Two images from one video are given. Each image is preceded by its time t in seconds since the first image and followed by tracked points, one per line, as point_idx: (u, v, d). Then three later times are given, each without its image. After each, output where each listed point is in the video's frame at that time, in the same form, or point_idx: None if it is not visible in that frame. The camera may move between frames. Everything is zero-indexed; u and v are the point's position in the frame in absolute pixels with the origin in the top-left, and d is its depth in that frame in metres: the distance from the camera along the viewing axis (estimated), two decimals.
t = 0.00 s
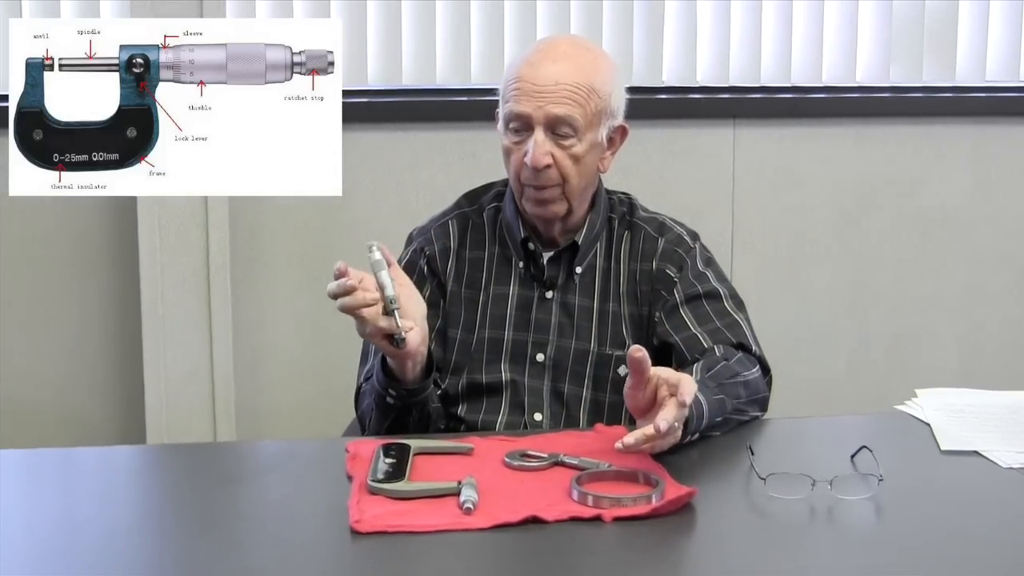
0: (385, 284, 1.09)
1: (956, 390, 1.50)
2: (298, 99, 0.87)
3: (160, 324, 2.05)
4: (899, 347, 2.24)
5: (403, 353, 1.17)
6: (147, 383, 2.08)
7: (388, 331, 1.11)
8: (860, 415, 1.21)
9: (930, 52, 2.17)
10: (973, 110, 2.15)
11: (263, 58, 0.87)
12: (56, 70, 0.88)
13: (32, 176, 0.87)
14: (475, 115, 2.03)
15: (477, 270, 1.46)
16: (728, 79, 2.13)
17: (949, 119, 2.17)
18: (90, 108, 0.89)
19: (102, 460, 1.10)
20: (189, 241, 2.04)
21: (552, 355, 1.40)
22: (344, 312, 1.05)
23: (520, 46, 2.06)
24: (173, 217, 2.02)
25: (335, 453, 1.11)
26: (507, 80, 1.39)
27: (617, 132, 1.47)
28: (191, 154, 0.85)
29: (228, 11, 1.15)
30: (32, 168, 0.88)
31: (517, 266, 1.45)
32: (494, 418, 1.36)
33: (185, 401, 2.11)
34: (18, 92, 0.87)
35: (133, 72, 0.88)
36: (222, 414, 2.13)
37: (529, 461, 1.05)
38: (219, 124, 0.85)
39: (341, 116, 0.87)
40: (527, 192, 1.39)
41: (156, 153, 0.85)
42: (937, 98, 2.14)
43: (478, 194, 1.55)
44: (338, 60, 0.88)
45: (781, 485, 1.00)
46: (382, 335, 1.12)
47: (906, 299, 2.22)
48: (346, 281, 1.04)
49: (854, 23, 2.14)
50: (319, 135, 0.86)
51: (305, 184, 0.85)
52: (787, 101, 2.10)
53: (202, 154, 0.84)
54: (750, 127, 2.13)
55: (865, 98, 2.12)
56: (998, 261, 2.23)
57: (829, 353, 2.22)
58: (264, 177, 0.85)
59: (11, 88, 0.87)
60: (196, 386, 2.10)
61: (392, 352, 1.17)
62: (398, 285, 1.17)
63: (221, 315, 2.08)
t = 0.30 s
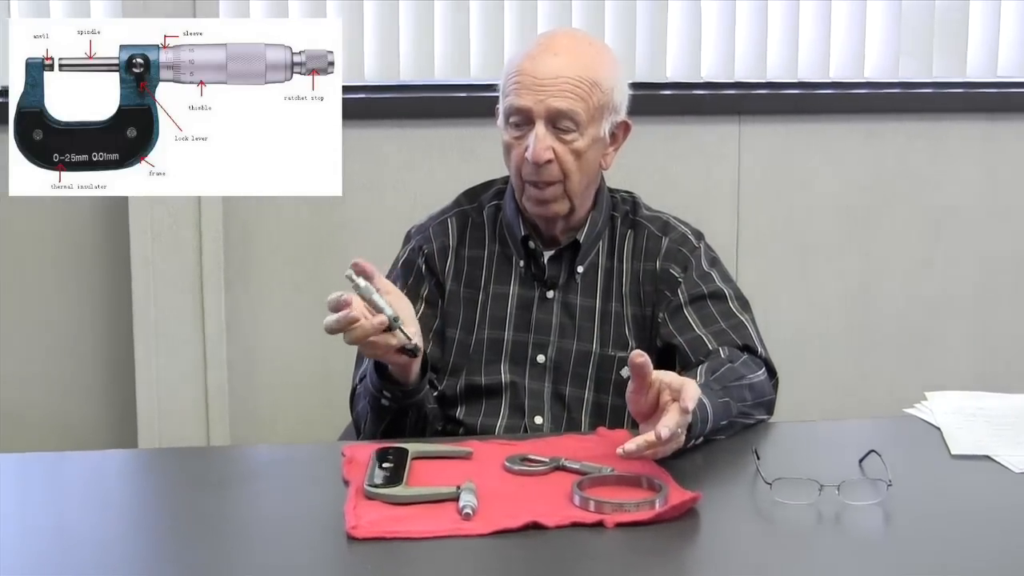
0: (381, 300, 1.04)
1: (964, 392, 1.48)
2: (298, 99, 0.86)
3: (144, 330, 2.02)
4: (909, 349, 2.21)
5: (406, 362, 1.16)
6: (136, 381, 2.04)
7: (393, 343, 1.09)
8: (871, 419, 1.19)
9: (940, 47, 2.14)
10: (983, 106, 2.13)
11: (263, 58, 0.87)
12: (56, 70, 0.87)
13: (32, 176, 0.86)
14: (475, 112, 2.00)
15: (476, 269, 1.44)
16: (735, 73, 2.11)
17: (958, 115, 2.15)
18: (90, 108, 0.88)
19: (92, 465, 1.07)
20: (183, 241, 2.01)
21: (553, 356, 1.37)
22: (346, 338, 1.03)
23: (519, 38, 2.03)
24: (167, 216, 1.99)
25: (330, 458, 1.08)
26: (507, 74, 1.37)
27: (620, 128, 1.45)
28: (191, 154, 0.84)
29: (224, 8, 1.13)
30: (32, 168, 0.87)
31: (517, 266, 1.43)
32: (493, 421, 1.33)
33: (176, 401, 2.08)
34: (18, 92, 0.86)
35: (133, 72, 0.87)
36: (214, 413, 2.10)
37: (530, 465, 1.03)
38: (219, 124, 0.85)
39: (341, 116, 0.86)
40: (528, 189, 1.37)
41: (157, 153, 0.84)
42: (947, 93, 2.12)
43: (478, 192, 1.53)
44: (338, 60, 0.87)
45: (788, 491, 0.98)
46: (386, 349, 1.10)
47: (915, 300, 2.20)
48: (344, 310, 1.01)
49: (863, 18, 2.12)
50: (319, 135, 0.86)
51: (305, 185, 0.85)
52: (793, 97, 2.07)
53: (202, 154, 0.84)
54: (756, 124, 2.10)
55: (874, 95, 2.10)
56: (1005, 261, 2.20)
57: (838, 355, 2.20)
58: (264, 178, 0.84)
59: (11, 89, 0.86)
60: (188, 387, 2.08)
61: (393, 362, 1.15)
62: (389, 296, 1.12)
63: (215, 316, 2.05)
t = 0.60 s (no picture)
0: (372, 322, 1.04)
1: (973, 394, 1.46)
2: (298, 99, 0.85)
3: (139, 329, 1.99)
4: (919, 351, 2.19)
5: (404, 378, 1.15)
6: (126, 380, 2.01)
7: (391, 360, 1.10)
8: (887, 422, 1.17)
9: (949, 42, 2.12)
10: (995, 100, 2.10)
11: (263, 57, 0.85)
12: (56, 70, 0.86)
13: (32, 176, 0.86)
14: (475, 108, 1.98)
15: (476, 269, 1.41)
16: (741, 68, 2.07)
17: (970, 110, 2.12)
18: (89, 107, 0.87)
19: (83, 470, 1.05)
20: (176, 239, 1.98)
21: (554, 358, 1.35)
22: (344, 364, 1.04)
23: (520, 32, 2.00)
24: (159, 217, 1.96)
25: (326, 462, 1.06)
26: (508, 69, 1.34)
27: (624, 122, 1.43)
28: (191, 154, 0.83)
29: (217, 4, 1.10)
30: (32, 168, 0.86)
31: (518, 265, 1.41)
32: (493, 424, 1.31)
33: (170, 402, 2.05)
34: (18, 92, 0.85)
35: (133, 72, 0.86)
36: (208, 415, 2.07)
37: (531, 470, 1.00)
38: (218, 124, 0.83)
39: (341, 117, 0.85)
40: (531, 185, 1.35)
41: (156, 153, 0.83)
42: (959, 88, 2.09)
43: (478, 189, 1.50)
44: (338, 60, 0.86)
45: (796, 495, 0.95)
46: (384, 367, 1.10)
47: (923, 301, 2.17)
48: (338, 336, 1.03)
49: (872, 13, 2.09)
50: (320, 136, 0.85)
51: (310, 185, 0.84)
52: (800, 92, 2.05)
53: (202, 155, 0.82)
54: (762, 120, 2.08)
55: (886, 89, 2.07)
56: (1012, 261, 2.18)
57: (845, 356, 2.17)
58: (272, 179, 0.84)
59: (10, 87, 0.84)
60: (183, 386, 2.05)
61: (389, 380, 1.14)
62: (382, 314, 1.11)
63: (208, 317, 2.02)
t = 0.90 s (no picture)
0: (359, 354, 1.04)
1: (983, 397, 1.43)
2: (298, 99, 0.82)
3: (133, 329, 1.97)
4: (929, 352, 2.16)
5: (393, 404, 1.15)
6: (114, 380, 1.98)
7: (379, 390, 1.10)
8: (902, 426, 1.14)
9: (961, 36, 2.08)
10: (1007, 96, 2.07)
11: (262, 57, 0.83)
12: (57, 70, 0.84)
13: (32, 176, 0.84)
14: (474, 103, 1.95)
15: (475, 270, 1.39)
16: (747, 63, 2.04)
17: (984, 107, 2.09)
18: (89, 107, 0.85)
19: (72, 475, 1.03)
20: (168, 239, 1.95)
21: (555, 361, 1.33)
22: (330, 395, 1.05)
23: (520, 31, 1.97)
24: (150, 216, 1.93)
25: (321, 467, 1.04)
26: (507, 64, 1.32)
27: (626, 118, 1.41)
28: (190, 154, 0.81)
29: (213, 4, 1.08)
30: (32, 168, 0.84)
31: (518, 266, 1.39)
32: (493, 429, 1.29)
33: (162, 403, 2.02)
34: (17, 92, 0.83)
35: (133, 72, 0.83)
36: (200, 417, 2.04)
37: (531, 475, 0.98)
38: (217, 123, 0.81)
39: (341, 119, 0.82)
40: (530, 183, 1.33)
41: (156, 153, 0.81)
42: (971, 85, 2.06)
43: (477, 188, 1.48)
44: (338, 60, 0.83)
45: (802, 501, 0.93)
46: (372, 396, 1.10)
47: (934, 301, 2.14)
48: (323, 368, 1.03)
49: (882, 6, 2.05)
50: (319, 138, 0.82)
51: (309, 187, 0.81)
52: (807, 88, 2.01)
53: (202, 155, 0.80)
54: (768, 116, 2.04)
55: (899, 86, 2.04)
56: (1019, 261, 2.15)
57: (856, 358, 2.14)
58: (267, 180, 0.81)
59: (10, 88, 0.83)
60: (177, 387, 2.02)
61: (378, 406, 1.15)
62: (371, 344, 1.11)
63: (201, 318, 2.00)
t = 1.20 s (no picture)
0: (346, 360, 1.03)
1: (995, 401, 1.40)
2: (298, 99, 0.83)
3: (124, 330, 1.94)
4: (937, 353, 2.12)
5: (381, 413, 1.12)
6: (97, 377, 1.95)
7: (368, 399, 1.08)
8: (921, 433, 1.11)
9: (972, 31, 2.05)
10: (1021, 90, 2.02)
11: (262, 57, 0.84)
12: (56, 70, 0.85)
13: (32, 176, 0.85)
14: (474, 99, 1.93)
15: (474, 271, 1.37)
16: (752, 60, 2.01)
17: (1002, 100, 2.04)
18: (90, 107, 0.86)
19: (61, 480, 1.00)
20: (160, 239, 1.93)
21: (556, 363, 1.31)
22: (313, 404, 1.02)
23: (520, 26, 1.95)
24: (142, 215, 1.90)
25: (316, 471, 1.02)
26: (506, 61, 1.30)
27: (627, 114, 1.38)
28: (191, 155, 0.81)
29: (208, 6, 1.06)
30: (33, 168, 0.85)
31: (518, 266, 1.37)
32: (492, 433, 1.27)
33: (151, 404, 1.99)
34: (17, 92, 0.84)
35: (133, 72, 0.85)
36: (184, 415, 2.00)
37: (532, 480, 0.96)
38: (218, 124, 0.82)
39: (342, 118, 0.83)
40: (532, 182, 1.31)
41: (156, 152, 0.82)
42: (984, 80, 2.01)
43: (476, 186, 1.46)
44: (338, 60, 0.84)
45: (810, 507, 0.91)
46: (358, 405, 1.08)
47: (948, 302, 2.09)
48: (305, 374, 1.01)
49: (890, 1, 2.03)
50: (320, 138, 0.83)
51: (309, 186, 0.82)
52: (814, 84, 1.98)
53: (202, 155, 0.81)
54: (774, 111, 2.00)
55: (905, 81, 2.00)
56: None
57: (866, 361, 2.09)
58: (267, 179, 0.82)
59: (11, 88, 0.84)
60: (169, 389, 1.99)
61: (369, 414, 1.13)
62: (361, 352, 1.10)
63: (193, 320, 1.97)
